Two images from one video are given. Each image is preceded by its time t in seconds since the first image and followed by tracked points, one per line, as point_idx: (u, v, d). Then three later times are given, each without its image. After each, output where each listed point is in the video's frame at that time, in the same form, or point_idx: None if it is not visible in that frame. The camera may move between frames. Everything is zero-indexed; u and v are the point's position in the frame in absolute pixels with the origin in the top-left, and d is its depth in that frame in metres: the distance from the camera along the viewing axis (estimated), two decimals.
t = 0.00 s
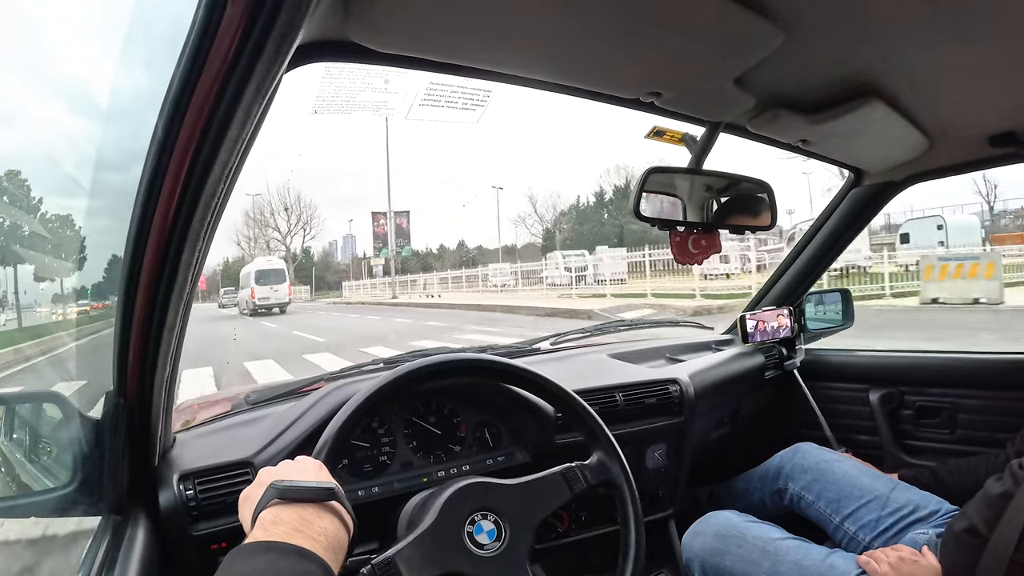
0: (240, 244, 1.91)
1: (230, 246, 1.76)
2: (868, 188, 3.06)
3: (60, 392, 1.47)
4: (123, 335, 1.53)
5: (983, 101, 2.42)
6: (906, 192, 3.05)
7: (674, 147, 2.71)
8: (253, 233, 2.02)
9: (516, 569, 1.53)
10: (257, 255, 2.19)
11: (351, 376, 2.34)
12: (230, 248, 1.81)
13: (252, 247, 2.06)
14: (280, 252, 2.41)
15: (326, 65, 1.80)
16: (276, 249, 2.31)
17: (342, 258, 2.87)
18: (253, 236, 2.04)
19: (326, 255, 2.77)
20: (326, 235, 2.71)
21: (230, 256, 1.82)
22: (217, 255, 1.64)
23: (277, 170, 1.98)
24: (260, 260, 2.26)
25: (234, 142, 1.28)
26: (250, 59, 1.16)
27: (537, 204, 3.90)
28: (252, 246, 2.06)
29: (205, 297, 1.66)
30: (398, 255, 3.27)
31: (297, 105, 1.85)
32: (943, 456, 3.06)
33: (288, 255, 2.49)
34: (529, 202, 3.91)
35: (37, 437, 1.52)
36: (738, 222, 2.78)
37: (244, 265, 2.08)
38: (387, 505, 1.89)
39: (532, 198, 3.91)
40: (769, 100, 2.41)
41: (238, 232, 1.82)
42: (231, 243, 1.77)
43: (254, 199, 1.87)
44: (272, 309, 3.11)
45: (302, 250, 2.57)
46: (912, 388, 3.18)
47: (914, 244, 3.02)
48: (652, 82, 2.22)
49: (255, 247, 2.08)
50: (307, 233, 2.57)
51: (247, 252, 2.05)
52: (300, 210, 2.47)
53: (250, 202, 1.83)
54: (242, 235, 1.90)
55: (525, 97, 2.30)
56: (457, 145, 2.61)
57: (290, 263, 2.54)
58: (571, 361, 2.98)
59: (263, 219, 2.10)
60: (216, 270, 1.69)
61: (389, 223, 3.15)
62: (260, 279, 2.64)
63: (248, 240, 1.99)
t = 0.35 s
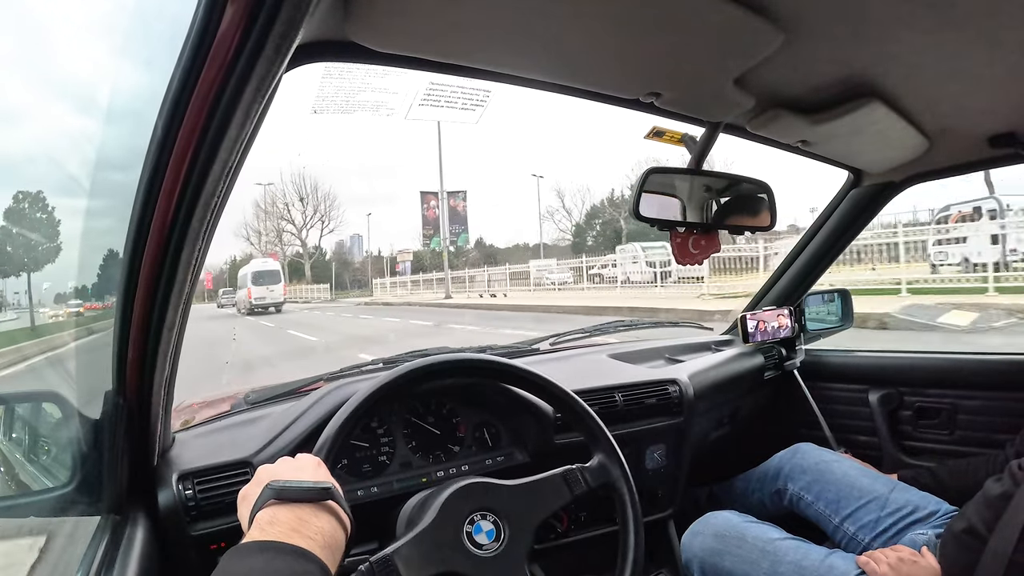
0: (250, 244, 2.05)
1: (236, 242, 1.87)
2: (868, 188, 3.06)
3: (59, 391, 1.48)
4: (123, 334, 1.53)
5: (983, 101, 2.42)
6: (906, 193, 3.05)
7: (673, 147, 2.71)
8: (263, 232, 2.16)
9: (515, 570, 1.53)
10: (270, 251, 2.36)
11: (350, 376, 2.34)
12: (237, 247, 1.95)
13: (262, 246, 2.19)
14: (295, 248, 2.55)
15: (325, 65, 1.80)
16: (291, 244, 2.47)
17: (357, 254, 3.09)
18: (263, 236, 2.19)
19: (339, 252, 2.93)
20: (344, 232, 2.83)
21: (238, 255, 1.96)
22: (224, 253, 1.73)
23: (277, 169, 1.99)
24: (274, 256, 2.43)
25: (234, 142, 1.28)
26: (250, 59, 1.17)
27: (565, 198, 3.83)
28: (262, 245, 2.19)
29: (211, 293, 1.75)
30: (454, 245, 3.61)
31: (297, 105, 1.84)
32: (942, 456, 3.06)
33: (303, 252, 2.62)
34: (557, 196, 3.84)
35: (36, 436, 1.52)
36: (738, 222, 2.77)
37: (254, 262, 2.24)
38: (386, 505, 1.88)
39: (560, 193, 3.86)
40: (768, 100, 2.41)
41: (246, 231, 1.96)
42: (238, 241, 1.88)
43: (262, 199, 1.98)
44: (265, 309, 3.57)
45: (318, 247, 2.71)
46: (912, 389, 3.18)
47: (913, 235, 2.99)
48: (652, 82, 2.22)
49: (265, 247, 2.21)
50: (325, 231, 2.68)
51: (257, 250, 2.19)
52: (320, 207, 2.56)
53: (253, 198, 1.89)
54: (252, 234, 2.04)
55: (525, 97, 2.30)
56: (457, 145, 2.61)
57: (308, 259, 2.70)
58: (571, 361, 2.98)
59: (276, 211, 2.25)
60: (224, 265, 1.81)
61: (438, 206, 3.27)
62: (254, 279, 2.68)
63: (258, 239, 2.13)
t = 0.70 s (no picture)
0: (260, 247, 2.19)
1: (247, 237, 1.95)
2: (867, 186, 3.06)
3: (59, 392, 1.46)
4: (123, 335, 1.53)
5: (981, 98, 2.42)
6: (905, 191, 3.05)
7: (673, 147, 2.71)
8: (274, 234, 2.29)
9: (516, 570, 1.53)
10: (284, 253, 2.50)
11: (350, 376, 2.33)
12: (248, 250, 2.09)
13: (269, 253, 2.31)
14: (311, 243, 2.64)
15: (325, 64, 1.80)
16: (309, 237, 2.57)
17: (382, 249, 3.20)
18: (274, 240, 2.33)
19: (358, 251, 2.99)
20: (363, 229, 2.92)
21: (247, 257, 2.09)
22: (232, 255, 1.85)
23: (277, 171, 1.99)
24: (289, 259, 2.58)
25: (234, 142, 1.28)
26: (250, 59, 1.17)
27: (592, 194, 3.79)
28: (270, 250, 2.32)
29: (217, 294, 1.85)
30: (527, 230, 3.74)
31: (297, 107, 1.84)
32: (942, 454, 3.06)
33: (321, 247, 2.72)
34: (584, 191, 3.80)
35: (37, 438, 1.51)
36: (737, 220, 2.77)
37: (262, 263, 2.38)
38: (387, 505, 1.88)
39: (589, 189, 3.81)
40: (767, 98, 2.41)
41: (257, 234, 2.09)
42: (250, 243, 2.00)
43: (269, 204, 2.09)
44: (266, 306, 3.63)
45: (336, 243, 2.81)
46: (912, 387, 3.18)
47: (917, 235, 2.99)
48: (652, 81, 2.22)
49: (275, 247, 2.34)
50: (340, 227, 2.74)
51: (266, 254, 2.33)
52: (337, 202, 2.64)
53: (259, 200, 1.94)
54: (263, 237, 2.17)
55: (524, 97, 2.30)
56: (456, 145, 2.61)
57: (327, 256, 2.78)
58: (571, 361, 2.98)
59: (289, 203, 2.33)
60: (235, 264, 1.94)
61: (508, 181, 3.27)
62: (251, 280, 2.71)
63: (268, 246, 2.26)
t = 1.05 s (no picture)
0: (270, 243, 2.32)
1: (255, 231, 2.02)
2: (868, 186, 3.06)
3: (59, 391, 1.47)
4: (123, 334, 1.53)
5: (982, 98, 2.42)
6: (906, 191, 3.05)
7: (672, 146, 2.66)
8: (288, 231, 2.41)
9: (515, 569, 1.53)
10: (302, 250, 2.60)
11: (351, 374, 2.33)
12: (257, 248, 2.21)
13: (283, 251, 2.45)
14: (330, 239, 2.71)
15: (326, 63, 1.80)
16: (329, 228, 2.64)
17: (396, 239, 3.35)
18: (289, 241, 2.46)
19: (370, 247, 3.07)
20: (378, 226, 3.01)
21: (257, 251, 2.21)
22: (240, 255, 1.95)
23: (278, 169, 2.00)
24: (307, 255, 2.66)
25: (233, 142, 1.28)
26: (250, 58, 1.16)
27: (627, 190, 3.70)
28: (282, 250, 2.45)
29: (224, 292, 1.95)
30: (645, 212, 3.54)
31: (297, 105, 1.84)
32: (942, 454, 3.06)
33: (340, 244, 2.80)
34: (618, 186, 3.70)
35: (37, 435, 1.52)
36: (738, 219, 2.77)
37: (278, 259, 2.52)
38: (387, 503, 1.89)
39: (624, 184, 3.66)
40: (768, 98, 2.41)
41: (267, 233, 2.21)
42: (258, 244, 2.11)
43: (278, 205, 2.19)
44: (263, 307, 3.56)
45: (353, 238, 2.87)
46: (912, 386, 3.18)
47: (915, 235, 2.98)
48: (653, 81, 2.23)
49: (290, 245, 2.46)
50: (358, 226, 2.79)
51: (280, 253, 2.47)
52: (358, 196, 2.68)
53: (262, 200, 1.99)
54: (274, 233, 2.29)
55: (525, 96, 2.30)
56: (456, 143, 2.61)
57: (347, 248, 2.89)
58: (571, 359, 2.98)
59: (302, 198, 2.42)
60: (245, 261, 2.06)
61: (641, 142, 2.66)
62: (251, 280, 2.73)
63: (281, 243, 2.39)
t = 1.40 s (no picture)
0: (281, 239, 2.48)
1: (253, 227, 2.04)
2: (868, 184, 3.06)
3: (60, 390, 1.47)
4: (124, 335, 1.53)
5: (982, 97, 2.42)
6: (906, 190, 3.05)
7: (674, 145, 2.71)
8: (302, 230, 2.56)
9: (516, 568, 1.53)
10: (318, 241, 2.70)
11: (351, 374, 2.33)
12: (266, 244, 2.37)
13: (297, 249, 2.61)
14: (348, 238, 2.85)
15: (326, 63, 1.80)
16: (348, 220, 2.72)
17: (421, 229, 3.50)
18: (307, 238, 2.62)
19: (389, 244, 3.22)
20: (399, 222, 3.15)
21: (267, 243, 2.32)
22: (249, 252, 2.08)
23: (279, 169, 2.01)
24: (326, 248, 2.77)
25: (233, 142, 1.28)
26: (249, 59, 1.16)
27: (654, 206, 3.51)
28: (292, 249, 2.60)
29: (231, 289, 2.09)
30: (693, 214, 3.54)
31: (295, 105, 1.84)
32: (942, 452, 3.06)
33: (356, 241, 2.95)
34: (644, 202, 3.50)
35: (38, 435, 1.52)
36: (738, 218, 2.77)
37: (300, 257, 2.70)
38: (388, 502, 1.89)
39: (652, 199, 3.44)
40: (768, 96, 2.41)
41: (276, 230, 2.36)
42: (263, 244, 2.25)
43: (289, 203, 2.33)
44: (258, 308, 3.49)
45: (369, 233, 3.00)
46: (913, 385, 3.18)
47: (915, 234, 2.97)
48: (652, 80, 2.23)
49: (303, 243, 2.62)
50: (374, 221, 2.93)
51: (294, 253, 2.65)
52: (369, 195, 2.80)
53: (267, 202, 2.09)
54: (287, 229, 2.45)
55: (525, 95, 2.30)
56: (457, 143, 2.61)
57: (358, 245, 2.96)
58: (572, 358, 2.98)
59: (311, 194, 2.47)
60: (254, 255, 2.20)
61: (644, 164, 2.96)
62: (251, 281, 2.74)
63: (292, 241, 2.54)
